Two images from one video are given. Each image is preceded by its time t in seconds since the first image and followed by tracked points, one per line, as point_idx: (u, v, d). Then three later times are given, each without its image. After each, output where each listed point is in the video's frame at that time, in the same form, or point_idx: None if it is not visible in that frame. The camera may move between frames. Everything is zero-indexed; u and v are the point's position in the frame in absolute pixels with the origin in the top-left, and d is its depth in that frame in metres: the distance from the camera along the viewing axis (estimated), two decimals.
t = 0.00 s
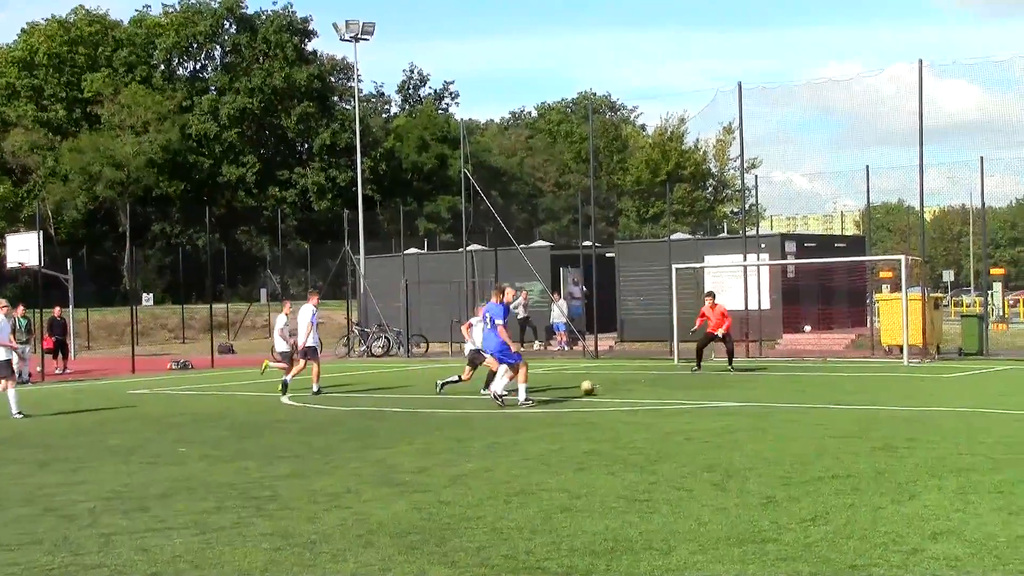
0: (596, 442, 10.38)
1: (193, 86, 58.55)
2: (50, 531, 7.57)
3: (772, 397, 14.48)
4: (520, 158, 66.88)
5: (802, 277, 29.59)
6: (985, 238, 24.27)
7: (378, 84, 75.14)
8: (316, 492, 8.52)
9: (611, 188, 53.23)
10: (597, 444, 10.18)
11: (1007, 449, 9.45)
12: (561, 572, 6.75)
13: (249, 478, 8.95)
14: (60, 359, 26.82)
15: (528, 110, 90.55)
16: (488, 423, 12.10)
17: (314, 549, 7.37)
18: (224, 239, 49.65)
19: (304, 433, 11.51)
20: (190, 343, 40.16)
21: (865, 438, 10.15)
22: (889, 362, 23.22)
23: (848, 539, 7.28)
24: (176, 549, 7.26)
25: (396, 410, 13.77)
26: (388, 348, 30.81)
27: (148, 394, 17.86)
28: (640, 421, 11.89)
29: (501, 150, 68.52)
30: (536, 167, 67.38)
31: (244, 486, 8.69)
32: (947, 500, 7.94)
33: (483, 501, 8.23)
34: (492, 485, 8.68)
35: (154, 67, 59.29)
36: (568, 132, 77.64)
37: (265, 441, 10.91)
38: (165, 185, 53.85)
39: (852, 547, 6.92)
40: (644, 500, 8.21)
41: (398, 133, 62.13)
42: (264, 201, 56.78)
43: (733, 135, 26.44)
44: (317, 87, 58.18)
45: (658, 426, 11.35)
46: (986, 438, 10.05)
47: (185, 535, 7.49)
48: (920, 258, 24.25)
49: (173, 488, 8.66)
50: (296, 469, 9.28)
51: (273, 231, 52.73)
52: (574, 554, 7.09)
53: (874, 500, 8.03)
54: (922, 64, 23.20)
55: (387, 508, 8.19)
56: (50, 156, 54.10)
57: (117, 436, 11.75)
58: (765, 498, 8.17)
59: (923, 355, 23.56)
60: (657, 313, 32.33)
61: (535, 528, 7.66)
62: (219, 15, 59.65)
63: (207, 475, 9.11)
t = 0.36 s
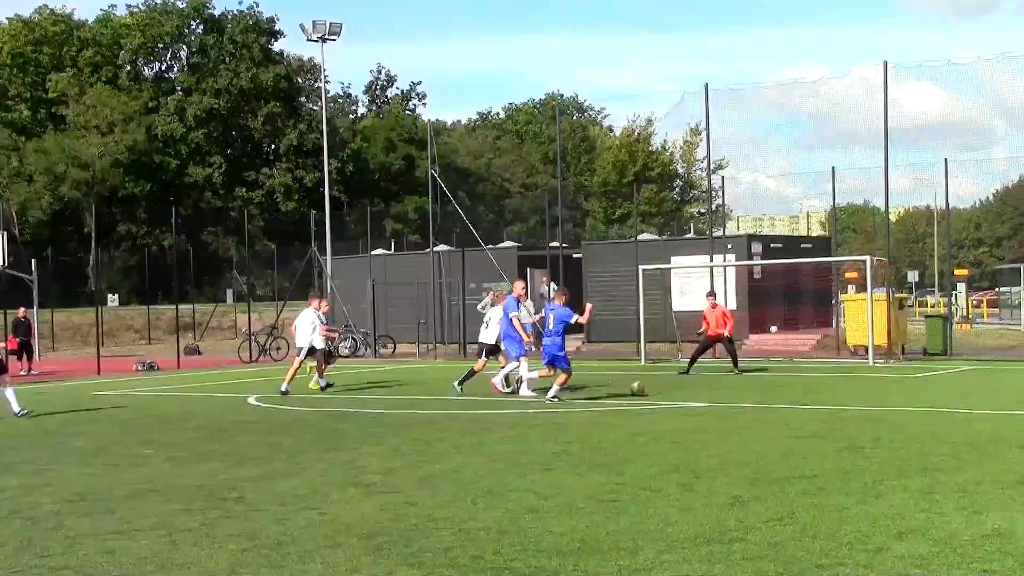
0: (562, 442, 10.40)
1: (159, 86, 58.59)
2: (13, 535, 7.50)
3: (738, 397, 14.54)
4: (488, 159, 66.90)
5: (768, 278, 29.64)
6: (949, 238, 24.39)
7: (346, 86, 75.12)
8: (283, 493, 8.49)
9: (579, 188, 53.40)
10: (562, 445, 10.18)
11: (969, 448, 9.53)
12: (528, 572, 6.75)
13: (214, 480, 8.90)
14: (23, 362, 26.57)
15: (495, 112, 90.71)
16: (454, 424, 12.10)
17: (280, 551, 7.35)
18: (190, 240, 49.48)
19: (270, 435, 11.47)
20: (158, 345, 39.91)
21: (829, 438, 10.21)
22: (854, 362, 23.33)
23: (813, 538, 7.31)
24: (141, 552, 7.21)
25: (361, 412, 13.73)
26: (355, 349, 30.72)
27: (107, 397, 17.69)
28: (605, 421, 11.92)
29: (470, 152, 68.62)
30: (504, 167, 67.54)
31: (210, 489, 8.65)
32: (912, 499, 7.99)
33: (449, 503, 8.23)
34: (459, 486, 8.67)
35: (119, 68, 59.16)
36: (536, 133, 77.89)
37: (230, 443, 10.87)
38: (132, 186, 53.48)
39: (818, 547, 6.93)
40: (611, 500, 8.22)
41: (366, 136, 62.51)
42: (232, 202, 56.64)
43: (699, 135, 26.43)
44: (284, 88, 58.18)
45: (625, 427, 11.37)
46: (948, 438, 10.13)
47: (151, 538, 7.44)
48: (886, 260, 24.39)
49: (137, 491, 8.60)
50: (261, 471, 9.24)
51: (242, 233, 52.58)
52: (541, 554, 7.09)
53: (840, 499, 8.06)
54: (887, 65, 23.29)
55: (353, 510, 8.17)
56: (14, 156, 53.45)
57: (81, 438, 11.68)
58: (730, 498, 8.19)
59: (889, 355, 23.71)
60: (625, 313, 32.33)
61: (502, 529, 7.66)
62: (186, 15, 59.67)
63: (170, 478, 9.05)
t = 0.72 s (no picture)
0: (532, 443, 10.43)
1: (125, 86, 58.74)
2: None
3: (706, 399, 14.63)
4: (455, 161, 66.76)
5: (735, 279, 29.39)
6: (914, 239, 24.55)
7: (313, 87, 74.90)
8: (250, 495, 8.48)
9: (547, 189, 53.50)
10: (532, 447, 10.20)
11: (934, 449, 9.63)
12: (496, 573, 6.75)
13: (182, 483, 8.86)
14: None
15: (462, 114, 90.69)
16: (423, 426, 12.10)
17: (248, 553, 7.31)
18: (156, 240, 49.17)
19: (239, 436, 11.45)
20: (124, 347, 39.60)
21: (796, 440, 10.27)
22: (820, 363, 23.48)
23: (780, 538, 7.34)
24: (107, 555, 7.16)
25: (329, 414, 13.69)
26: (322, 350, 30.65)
27: (70, 400, 17.56)
28: (575, 423, 11.95)
29: (439, 154, 68.57)
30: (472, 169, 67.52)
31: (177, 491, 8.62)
32: (878, 499, 8.05)
33: (418, 505, 8.22)
34: (428, 488, 8.67)
35: (84, 67, 58.72)
36: (505, 135, 77.95)
37: (199, 444, 10.85)
38: (97, 186, 52.93)
39: (784, 547, 6.97)
40: (579, 502, 8.24)
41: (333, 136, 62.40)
42: (199, 203, 56.28)
43: (668, 136, 26.46)
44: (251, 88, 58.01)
45: (595, 428, 11.42)
46: (915, 438, 10.22)
47: (117, 542, 7.39)
48: (852, 261, 24.53)
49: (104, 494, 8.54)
50: (230, 473, 9.22)
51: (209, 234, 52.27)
52: (510, 557, 7.08)
53: (806, 500, 8.11)
54: (854, 68, 23.49)
55: (321, 512, 8.15)
56: None
57: (47, 441, 11.63)
58: (698, 499, 8.23)
59: (854, 356, 23.84)
60: (593, 315, 32.38)
61: (470, 531, 7.65)
62: (152, 14, 59.45)
63: (137, 481, 9.00)
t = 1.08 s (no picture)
0: (498, 445, 10.43)
1: (89, 87, 57.41)
2: None
3: (672, 399, 14.69)
4: (423, 163, 66.76)
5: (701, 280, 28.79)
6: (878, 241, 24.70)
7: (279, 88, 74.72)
8: (216, 498, 8.44)
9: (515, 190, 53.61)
10: (500, 447, 10.23)
11: (899, 449, 9.70)
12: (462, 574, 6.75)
13: (148, 486, 8.82)
14: None
15: (428, 115, 90.66)
16: (389, 427, 12.10)
17: (215, 555, 7.28)
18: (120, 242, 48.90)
19: (204, 438, 11.39)
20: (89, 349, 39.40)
21: (763, 440, 10.31)
22: (786, 364, 23.62)
23: (746, 539, 7.37)
24: (72, 558, 7.11)
25: (294, 415, 13.68)
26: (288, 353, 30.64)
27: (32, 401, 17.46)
28: (543, 423, 11.99)
29: (405, 155, 68.50)
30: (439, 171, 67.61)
31: (142, 494, 8.57)
32: (844, 499, 8.10)
33: (386, 506, 8.22)
34: (395, 489, 8.67)
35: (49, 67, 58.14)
36: (474, 136, 78.13)
37: (164, 447, 10.79)
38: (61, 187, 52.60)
39: (750, 548, 6.99)
40: (547, 503, 8.26)
41: (300, 137, 62.17)
42: (165, 203, 56.06)
43: (635, 138, 26.58)
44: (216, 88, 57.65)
45: (562, 429, 11.44)
46: (880, 438, 10.29)
47: (82, 544, 7.34)
48: (818, 261, 24.68)
49: (68, 497, 8.50)
50: (195, 476, 9.17)
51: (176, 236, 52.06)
52: (476, 558, 7.07)
53: (773, 500, 8.15)
54: (820, 71, 23.61)
55: (288, 514, 8.13)
56: None
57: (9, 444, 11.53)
58: (667, 499, 8.25)
59: (820, 356, 24.01)
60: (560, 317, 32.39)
61: (438, 532, 7.64)
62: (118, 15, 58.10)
63: (103, 483, 8.96)
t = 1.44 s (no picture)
0: (480, 446, 10.44)
1: (70, 87, 57.72)
2: None
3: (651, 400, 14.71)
4: (405, 163, 66.98)
5: (682, 281, 28.85)
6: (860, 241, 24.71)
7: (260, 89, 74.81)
8: (198, 499, 8.44)
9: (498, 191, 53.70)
10: (478, 449, 10.25)
11: (878, 449, 9.71)
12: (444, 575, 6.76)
13: (129, 488, 8.81)
14: None
15: (410, 116, 90.73)
16: (369, 428, 12.11)
17: (198, 556, 7.27)
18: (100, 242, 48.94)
19: (185, 440, 11.39)
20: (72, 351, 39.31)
21: (742, 441, 10.30)
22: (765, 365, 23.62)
23: (728, 539, 7.37)
24: (52, 560, 7.10)
25: (271, 417, 13.67)
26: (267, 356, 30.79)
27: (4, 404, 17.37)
28: (521, 425, 12.00)
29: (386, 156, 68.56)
30: (420, 171, 67.82)
31: (124, 495, 8.58)
32: (825, 501, 8.10)
33: (368, 507, 8.22)
34: (377, 490, 8.67)
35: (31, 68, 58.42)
36: (456, 137, 78.39)
37: (142, 449, 10.78)
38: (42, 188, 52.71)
39: (732, 549, 6.98)
40: (528, 504, 8.26)
41: (281, 138, 62.19)
42: (146, 204, 56.11)
43: (616, 140, 26.52)
44: (197, 89, 57.63)
45: (545, 430, 11.46)
46: (860, 439, 10.30)
47: (62, 546, 7.33)
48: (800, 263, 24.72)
49: (49, 500, 8.48)
50: (176, 477, 9.18)
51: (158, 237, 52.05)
52: (458, 558, 7.06)
53: (754, 501, 8.14)
54: (799, 73, 23.64)
55: (269, 515, 8.12)
56: None
57: None
58: (648, 501, 8.25)
59: (802, 357, 24.07)
60: (542, 317, 32.32)
61: (419, 533, 7.65)
62: (98, 16, 57.87)
63: (82, 485, 8.95)
